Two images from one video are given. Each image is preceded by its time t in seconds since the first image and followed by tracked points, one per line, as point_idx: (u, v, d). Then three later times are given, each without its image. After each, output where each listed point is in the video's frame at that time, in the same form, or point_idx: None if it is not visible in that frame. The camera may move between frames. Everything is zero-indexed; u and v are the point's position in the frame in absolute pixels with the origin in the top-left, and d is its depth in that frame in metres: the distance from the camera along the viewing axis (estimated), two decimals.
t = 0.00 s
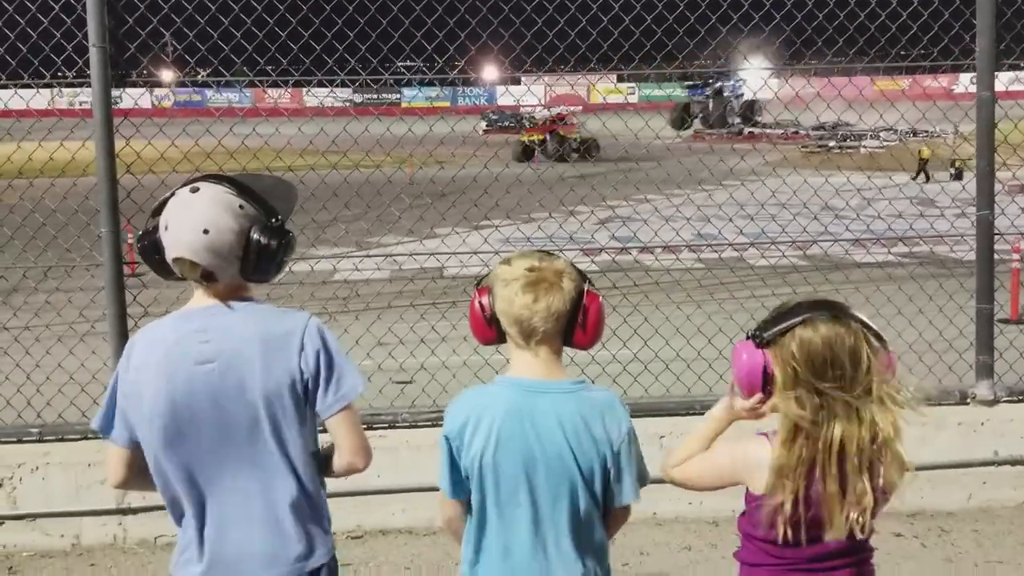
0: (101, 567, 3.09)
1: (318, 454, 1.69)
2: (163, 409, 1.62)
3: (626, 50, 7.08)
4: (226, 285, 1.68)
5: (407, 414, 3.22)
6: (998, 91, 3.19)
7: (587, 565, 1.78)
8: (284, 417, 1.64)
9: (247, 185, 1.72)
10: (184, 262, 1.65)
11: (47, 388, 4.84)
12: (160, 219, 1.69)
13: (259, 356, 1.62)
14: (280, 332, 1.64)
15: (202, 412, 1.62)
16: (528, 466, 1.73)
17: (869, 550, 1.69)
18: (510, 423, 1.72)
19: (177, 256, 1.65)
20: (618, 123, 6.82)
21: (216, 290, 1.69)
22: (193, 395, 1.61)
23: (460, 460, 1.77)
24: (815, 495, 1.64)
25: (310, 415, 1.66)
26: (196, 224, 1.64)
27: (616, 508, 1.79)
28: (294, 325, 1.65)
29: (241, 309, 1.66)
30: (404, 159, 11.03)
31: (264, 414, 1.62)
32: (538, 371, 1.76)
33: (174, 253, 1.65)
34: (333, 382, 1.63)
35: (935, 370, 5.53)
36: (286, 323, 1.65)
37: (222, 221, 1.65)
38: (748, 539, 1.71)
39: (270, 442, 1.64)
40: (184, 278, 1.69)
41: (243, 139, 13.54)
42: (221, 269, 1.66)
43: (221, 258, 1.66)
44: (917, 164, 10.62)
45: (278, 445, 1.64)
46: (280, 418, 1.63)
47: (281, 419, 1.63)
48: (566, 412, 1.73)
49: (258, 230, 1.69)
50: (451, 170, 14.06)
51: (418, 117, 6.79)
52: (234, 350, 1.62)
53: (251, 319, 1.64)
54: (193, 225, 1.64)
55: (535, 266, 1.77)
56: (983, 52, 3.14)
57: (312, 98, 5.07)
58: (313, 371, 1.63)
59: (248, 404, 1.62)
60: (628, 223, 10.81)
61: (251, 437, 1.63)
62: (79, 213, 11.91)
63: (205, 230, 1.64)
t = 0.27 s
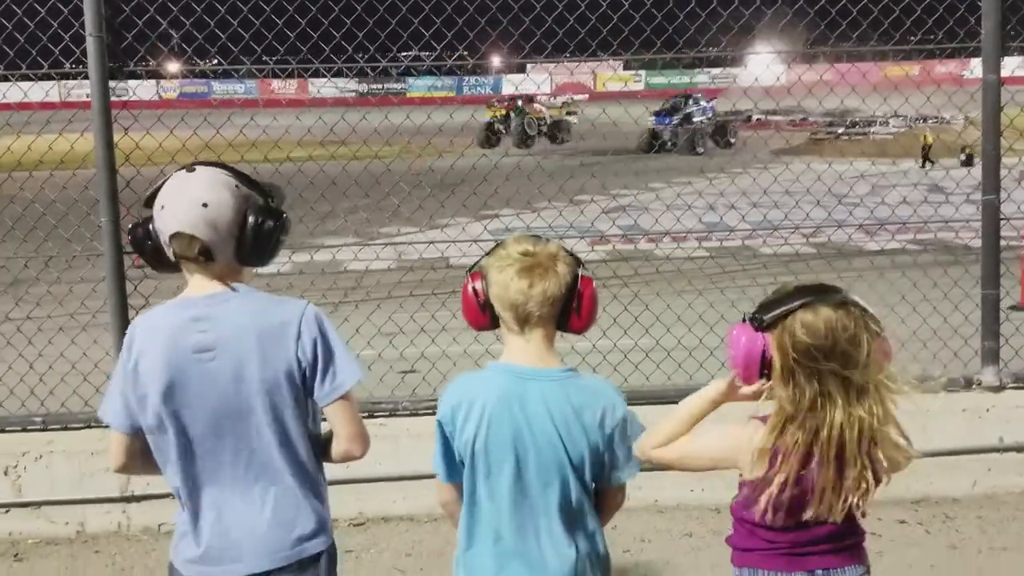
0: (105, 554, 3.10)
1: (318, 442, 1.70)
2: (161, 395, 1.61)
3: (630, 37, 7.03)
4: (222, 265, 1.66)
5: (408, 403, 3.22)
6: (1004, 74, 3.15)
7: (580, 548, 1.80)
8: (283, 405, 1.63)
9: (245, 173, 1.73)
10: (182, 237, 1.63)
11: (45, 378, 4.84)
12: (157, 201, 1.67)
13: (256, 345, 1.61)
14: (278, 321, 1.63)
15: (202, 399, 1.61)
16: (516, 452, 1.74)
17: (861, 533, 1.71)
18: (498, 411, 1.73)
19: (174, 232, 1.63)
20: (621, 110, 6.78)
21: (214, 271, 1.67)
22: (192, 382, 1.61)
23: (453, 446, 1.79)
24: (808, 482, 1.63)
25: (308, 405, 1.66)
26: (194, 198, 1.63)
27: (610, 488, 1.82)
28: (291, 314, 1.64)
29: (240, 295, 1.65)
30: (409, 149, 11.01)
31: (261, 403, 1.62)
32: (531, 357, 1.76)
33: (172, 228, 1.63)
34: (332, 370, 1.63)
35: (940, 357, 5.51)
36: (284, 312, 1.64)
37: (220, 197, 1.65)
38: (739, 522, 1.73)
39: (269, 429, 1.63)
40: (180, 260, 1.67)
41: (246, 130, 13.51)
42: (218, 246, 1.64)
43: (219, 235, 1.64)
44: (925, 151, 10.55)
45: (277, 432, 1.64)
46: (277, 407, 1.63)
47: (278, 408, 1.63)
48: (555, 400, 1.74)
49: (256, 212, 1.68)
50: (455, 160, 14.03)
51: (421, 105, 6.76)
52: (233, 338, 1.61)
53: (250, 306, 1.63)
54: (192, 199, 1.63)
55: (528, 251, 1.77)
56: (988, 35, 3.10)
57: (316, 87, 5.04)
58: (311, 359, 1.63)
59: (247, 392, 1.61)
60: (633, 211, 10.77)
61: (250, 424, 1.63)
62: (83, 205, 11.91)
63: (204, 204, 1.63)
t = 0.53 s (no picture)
0: (120, 544, 3.13)
1: (311, 437, 1.70)
2: (154, 392, 1.61)
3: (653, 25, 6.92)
4: (203, 256, 1.66)
5: (420, 397, 3.25)
6: None
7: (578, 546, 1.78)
8: (274, 400, 1.63)
9: (246, 171, 1.74)
10: (167, 223, 1.64)
11: (66, 371, 4.92)
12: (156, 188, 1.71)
13: (244, 342, 1.60)
14: (266, 318, 1.62)
15: (195, 396, 1.61)
16: (509, 450, 1.72)
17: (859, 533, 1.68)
18: (490, 408, 1.71)
19: (160, 220, 1.66)
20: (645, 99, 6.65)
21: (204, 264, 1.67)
22: (184, 378, 1.60)
23: (446, 445, 1.77)
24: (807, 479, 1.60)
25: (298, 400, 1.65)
26: (184, 186, 1.64)
27: (604, 486, 1.80)
28: (280, 310, 1.63)
29: (230, 290, 1.64)
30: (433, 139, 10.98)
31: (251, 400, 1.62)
32: (522, 354, 1.74)
33: (160, 213, 1.65)
34: (322, 366, 1.63)
35: (968, 350, 5.40)
36: (272, 308, 1.63)
37: (208, 189, 1.65)
38: (731, 523, 1.71)
39: (262, 423, 1.63)
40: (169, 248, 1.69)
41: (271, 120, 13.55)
42: (199, 236, 1.64)
43: (201, 225, 1.64)
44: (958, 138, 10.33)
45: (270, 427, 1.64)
46: (267, 403, 1.63)
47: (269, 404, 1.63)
48: (545, 397, 1.71)
49: (245, 211, 1.66)
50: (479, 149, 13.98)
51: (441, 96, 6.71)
52: (222, 333, 1.60)
53: (238, 301, 1.63)
54: (181, 186, 1.64)
55: (521, 248, 1.74)
56: (1012, 20, 3.01)
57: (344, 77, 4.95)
58: (300, 355, 1.62)
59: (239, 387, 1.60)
60: (658, 201, 10.67)
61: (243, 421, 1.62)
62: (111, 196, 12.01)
63: (190, 192, 1.63)
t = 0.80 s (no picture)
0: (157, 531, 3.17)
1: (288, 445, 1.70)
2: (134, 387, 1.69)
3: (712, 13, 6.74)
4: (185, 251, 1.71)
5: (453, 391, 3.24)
6: None
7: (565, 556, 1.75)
8: (247, 402, 1.66)
9: (247, 176, 1.80)
10: (158, 218, 1.73)
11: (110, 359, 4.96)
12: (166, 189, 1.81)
13: (211, 346, 1.64)
14: (235, 322, 1.64)
15: (169, 395, 1.67)
16: (505, 453, 1.71)
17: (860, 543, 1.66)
18: (485, 410, 1.70)
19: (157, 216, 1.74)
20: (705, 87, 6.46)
21: (184, 258, 1.73)
22: (164, 380, 1.66)
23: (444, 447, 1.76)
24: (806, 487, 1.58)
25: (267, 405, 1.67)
26: (178, 183, 1.74)
27: (600, 490, 1.79)
28: (250, 315, 1.65)
29: (207, 292, 1.67)
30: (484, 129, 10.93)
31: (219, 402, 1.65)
32: (517, 357, 1.73)
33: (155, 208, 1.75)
34: (286, 371, 1.62)
35: None
36: (243, 312, 1.65)
37: (196, 186, 1.72)
38: (727, 530, 1.68)
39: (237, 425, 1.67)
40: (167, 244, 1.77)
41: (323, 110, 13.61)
42: (178, 230, 1.69)
43: (182, 219, 1.69)
44: None
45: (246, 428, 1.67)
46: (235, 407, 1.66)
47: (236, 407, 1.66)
48: (541, 399, 1.70)
49: (225, 215, 1.70)
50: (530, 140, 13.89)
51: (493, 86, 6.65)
52: (196, 337, 1.64)
53: (211, 304, 1.65)
54: (176, 184, 1.74)
55: (515, 250, 1.75)
56: None
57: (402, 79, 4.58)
58: (265, 361, 1.63)
59: (209, 390, 1.64)
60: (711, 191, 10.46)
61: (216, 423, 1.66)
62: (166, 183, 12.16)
63: (180, 188, 1.72)
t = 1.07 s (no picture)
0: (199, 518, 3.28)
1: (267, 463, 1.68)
2: (132, 388, 1.69)
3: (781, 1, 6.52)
4: (201, 259, 1.73)
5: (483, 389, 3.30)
6: None
7: (559, 559, 1.75)
8: (234, 413, 1.64)
9: (258, 184, 1.82)
10: (173, 225, 1.74)
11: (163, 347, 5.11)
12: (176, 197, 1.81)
13: (205, 354, 1.62)
14: (230, 330, 1.62)
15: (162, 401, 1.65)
16: (500, 457, 1.73)
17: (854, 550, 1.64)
18: (479, 412, 1.73)
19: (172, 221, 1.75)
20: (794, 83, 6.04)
21: (196, 265, 1.74)
22: (159, 389, 1.66)
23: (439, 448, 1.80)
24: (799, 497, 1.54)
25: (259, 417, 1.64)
26: (194, 192, 1.75)
27: (597, 492, 1.82)
28: (246, 324, 1.62)
29: (208, 300, 1.67)
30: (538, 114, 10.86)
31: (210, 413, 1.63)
32: (513, 360, 1.75)
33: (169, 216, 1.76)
34: (273, 383, 1.60)
35: None
36: (239, 320, 1.63)
37: (212, 195, 1.73)
38: (719, 538, 1.65)
39: (228, 435, 1.65)
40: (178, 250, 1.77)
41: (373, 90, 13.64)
42: (196, 238, 1.71)
43: (201, 227, 1.71)
44: None
45: (236, 438, 1.66)
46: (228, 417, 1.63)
47: (228, 417, 1.64)
48: (534, 403, 1.72)
49: (243, 222, 1.73)
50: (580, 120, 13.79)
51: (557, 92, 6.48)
52: (191, 345, 1.63)
53: (209, 313, 1.64)
54: (191, 192, 1.75)
55: (510, 254, 1.77)
56: None
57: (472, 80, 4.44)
58: (257, 372, 1.60)
59: (202, 398, 1.62)
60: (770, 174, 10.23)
61: (204, 433, 1.64)
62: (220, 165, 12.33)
63: (196, 196, 1.74)
